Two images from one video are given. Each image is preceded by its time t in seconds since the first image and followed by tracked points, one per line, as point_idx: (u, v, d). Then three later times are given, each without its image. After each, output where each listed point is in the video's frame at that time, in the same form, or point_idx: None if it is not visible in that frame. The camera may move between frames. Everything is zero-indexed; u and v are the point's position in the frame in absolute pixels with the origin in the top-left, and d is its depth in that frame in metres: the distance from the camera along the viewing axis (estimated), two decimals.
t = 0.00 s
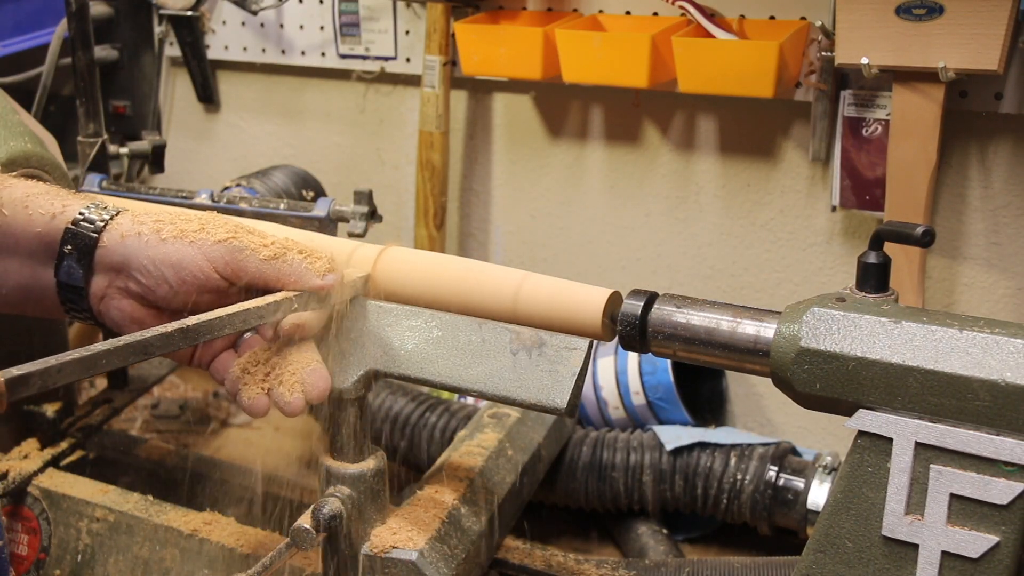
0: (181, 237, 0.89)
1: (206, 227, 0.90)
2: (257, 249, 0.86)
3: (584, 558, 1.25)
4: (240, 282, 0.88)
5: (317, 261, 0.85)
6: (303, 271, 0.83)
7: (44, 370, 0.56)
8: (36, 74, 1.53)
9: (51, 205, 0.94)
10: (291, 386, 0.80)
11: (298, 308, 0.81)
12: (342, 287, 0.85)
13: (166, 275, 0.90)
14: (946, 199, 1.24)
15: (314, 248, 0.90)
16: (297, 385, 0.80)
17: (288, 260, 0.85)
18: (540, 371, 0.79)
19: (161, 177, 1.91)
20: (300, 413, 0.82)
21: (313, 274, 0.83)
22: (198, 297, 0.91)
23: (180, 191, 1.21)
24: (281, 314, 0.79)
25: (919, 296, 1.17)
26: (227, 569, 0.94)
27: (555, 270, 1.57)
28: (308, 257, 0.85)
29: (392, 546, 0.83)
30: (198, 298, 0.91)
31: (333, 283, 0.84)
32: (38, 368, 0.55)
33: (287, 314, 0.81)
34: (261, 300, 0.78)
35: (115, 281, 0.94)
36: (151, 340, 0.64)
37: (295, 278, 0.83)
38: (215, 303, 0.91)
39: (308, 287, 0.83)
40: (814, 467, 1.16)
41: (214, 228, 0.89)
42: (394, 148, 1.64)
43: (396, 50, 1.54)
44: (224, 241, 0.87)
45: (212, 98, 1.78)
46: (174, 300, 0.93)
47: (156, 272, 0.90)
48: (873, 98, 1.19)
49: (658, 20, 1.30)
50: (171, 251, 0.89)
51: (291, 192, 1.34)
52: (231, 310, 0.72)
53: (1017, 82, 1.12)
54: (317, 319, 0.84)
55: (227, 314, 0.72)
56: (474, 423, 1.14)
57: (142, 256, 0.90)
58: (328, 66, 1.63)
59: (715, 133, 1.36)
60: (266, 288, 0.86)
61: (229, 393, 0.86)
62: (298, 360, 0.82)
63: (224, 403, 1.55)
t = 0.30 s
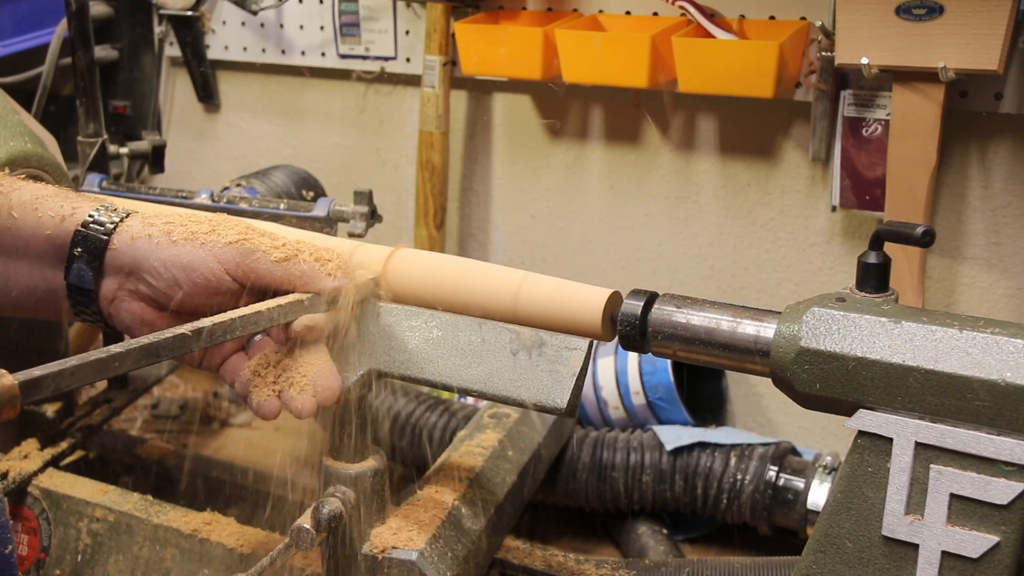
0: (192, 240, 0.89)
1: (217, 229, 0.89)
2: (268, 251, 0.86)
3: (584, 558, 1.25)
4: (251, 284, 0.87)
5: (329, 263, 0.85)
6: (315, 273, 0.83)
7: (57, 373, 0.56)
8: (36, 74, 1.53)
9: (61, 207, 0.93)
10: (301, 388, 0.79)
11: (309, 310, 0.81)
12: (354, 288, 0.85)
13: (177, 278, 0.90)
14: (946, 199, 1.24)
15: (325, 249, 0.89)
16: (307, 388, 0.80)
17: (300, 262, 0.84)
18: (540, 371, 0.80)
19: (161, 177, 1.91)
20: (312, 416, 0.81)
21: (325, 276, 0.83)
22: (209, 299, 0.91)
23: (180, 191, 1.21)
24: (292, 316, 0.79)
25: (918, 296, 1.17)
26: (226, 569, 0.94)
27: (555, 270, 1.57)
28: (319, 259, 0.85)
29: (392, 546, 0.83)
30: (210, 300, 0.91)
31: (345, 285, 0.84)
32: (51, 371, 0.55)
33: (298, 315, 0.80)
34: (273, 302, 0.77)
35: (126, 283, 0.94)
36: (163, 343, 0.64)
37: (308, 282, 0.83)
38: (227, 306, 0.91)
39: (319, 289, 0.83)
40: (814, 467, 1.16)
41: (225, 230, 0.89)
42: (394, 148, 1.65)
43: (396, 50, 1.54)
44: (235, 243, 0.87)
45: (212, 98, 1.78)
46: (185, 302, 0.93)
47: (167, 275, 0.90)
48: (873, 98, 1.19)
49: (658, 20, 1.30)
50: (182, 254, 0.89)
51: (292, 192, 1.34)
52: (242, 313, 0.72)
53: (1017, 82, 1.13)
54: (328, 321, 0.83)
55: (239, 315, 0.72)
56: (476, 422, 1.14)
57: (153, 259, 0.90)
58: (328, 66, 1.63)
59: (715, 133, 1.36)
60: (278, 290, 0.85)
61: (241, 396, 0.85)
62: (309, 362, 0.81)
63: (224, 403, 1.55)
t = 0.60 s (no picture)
0: (201, 241, 0.88)
1: (226, 230, 0.89)
2: (278, 252, 0.85)
3: (584, 558, 1.25)
4: (260, 285, 0.87)
5: (338, 264, 0.84)
6: (323, 275, 0.82)
7: (68, 376, 0.56)
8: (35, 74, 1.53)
9: (69, 208, 0.94)
10: (312, 391, 0.80)
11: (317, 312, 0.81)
12: (360, 291, 0.85)
13: (186, 279, 0.89)
14: (946, 199, 1.24)
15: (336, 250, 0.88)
16: (317, 390, 0.80)
17: (309, 263, 0.83)
18: (540, 372, 0.79)
19: (161, 177, 1.91)
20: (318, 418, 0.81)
21: (334, 278, 0.82)
22: (218, 300, 0.90)
23: (180, 191, 1.21)
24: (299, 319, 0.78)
25: (918, 297, 1.17)
26: (226, 569, 0.94)
27: (555, 270, 1.57)
28: (328, 261, 0.84)
29: (392, 546, 0.83)
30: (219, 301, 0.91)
31: (355, 287, 0.83)
32: (62, 374, 0.55)
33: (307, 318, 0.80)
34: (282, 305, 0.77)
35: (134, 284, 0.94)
36: (174, 346, 0.65)
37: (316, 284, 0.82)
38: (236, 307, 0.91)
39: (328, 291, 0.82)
40: (814, 467, 1.16)
41: (233, 231, 0.88)
42: (394, 148, 1.65)
43: (396, 50, 1.54)
44: (244, 244, 0.86)
45: (212, 98, 1.78)
46: (194, 304, 0.92)
47: (176, 276, 0.89)
48: (873, 98, 1.19)
49: (658, 20, 1.29)
50: (191, 256, 0.88)
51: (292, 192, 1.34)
52: (252, 316, 0.73)
53: (1017, 83, 1.13)
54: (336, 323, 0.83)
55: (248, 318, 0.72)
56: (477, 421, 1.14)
57: (161, 260, 0.90)
58: (329, 66, 1.63)
59: (715, 133, 1.36)
60: (289, 293, 0.85)
61: (248, 397, 0.84)
62: (319, 364, 0.82)
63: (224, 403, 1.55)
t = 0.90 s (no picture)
0: (209, 242, 0.88)
1: (233, 231, 0.89)
2: (285, 253, 0.85)
3: (584, 558, 1.25)
4: (267, 286, 0.86)
5: (345, 266, 0.84)
6: (330, 277, 0.82)
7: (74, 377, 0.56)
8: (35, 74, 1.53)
9: (76, 209, 0.94)
10: (318, 391, 0.80)
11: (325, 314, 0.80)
12: (369, 292, 0.85)
13: (193, 280, 0.89)
14: (946, 199, 1.24)
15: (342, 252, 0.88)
16: (323, 391, 0.80)
17: (316, 266, 0.83)
18: (540, 372, 0.80)
19: (161, 177, 1.91)
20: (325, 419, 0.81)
21: (341, 280, 0.82)
22: (225, 301, 0.90)
23: (180, 191, 1.21)
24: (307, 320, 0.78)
25: (918, 297, 1.17)
26: (226, 570, 0.94)
27: (555, 270, 1.57)
28: (336, 263, 0.84)
29: (392, 546, 0.83)
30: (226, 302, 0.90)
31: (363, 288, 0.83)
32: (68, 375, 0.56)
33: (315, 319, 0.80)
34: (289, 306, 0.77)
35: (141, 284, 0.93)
36: (181, 347, 0.65)
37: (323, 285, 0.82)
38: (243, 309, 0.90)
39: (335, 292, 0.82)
40: (814, 467, 1.16)
41: (240, 232, 0.88)
42: (394, 148, 1.65)
43: (396, 50, 1.54)
44: (252, 245, 0.86)
45: (212, 98, 1.78)
46: (200, 305, 0.92)
47: (183, 277, 0.89)
48: (873, 98, 1.19)
49: (658, 20, 1.30)
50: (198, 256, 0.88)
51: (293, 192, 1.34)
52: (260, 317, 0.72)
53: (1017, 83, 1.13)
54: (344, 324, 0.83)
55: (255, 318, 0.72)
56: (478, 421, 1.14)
57: (169, 261, 0.89)
58: (329, 66, 1.63)
59: (715, 133, 1.36)
60: (297, 294, 0.85)
61: (256, 398, 0.85)
62: (325, 364, 0.81)
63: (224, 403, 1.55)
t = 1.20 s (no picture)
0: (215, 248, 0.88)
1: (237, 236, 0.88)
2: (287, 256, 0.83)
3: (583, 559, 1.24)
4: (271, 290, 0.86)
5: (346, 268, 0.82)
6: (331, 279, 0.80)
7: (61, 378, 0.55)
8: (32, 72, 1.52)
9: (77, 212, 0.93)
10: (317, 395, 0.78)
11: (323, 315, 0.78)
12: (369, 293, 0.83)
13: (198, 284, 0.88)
14: (949, 199, 1.23)
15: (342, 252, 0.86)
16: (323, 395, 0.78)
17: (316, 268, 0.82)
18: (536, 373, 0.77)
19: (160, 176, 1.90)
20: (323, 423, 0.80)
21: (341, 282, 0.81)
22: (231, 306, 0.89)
23: (177, 190, 1.20)
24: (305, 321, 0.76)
25: (921, 296, 1.16)
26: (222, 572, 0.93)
27: (555, 270, 1.56)
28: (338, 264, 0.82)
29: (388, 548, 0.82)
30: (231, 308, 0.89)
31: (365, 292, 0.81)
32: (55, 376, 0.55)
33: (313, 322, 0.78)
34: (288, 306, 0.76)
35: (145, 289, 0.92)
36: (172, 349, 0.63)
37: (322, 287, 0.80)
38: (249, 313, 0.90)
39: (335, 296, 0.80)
40: (813, 470, 1.15)
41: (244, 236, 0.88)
42: (393, 147, 1.64)
43: (395, 48, 1.53)
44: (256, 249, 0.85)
45: (211, 97, 1.77)
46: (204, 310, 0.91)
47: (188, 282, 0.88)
48: (876, 97, 1.19)
49: (659, 18, 1.28)
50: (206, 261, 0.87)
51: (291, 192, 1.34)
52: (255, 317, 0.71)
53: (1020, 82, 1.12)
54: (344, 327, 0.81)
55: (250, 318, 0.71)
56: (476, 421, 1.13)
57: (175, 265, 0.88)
58: (328, 65, 1.62)
59: (717, 132, 1.35)
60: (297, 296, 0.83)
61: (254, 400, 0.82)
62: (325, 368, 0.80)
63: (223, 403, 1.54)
